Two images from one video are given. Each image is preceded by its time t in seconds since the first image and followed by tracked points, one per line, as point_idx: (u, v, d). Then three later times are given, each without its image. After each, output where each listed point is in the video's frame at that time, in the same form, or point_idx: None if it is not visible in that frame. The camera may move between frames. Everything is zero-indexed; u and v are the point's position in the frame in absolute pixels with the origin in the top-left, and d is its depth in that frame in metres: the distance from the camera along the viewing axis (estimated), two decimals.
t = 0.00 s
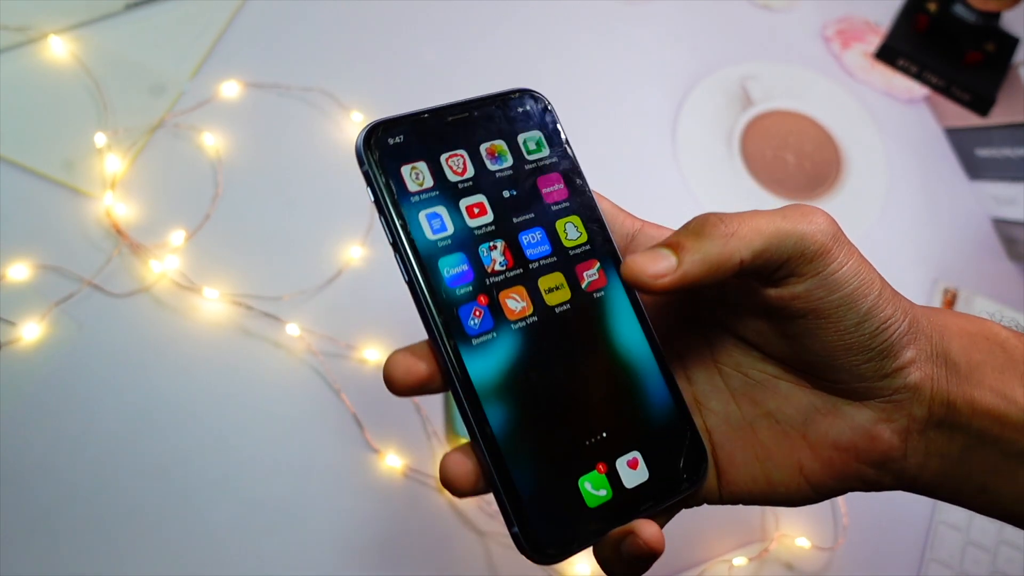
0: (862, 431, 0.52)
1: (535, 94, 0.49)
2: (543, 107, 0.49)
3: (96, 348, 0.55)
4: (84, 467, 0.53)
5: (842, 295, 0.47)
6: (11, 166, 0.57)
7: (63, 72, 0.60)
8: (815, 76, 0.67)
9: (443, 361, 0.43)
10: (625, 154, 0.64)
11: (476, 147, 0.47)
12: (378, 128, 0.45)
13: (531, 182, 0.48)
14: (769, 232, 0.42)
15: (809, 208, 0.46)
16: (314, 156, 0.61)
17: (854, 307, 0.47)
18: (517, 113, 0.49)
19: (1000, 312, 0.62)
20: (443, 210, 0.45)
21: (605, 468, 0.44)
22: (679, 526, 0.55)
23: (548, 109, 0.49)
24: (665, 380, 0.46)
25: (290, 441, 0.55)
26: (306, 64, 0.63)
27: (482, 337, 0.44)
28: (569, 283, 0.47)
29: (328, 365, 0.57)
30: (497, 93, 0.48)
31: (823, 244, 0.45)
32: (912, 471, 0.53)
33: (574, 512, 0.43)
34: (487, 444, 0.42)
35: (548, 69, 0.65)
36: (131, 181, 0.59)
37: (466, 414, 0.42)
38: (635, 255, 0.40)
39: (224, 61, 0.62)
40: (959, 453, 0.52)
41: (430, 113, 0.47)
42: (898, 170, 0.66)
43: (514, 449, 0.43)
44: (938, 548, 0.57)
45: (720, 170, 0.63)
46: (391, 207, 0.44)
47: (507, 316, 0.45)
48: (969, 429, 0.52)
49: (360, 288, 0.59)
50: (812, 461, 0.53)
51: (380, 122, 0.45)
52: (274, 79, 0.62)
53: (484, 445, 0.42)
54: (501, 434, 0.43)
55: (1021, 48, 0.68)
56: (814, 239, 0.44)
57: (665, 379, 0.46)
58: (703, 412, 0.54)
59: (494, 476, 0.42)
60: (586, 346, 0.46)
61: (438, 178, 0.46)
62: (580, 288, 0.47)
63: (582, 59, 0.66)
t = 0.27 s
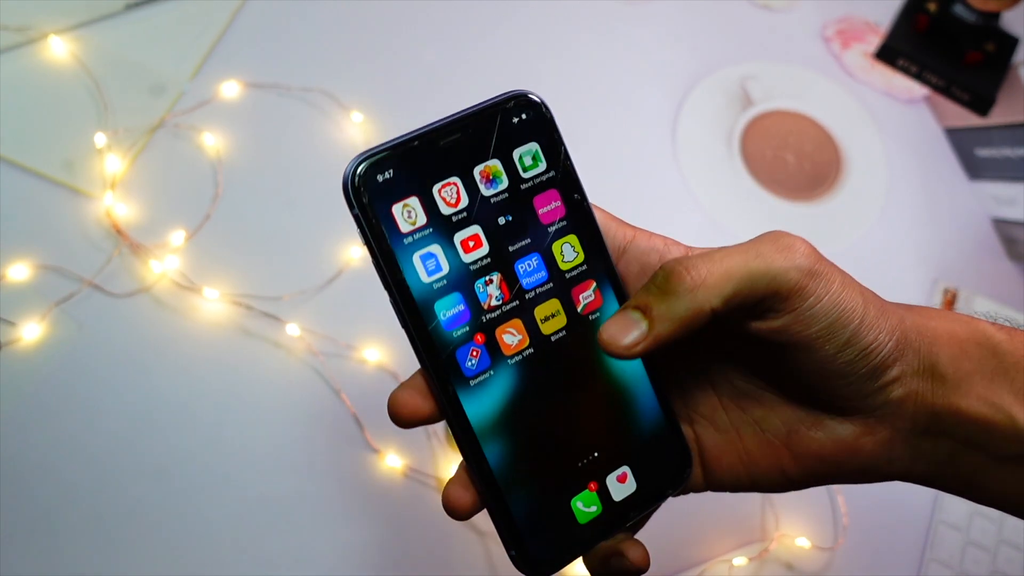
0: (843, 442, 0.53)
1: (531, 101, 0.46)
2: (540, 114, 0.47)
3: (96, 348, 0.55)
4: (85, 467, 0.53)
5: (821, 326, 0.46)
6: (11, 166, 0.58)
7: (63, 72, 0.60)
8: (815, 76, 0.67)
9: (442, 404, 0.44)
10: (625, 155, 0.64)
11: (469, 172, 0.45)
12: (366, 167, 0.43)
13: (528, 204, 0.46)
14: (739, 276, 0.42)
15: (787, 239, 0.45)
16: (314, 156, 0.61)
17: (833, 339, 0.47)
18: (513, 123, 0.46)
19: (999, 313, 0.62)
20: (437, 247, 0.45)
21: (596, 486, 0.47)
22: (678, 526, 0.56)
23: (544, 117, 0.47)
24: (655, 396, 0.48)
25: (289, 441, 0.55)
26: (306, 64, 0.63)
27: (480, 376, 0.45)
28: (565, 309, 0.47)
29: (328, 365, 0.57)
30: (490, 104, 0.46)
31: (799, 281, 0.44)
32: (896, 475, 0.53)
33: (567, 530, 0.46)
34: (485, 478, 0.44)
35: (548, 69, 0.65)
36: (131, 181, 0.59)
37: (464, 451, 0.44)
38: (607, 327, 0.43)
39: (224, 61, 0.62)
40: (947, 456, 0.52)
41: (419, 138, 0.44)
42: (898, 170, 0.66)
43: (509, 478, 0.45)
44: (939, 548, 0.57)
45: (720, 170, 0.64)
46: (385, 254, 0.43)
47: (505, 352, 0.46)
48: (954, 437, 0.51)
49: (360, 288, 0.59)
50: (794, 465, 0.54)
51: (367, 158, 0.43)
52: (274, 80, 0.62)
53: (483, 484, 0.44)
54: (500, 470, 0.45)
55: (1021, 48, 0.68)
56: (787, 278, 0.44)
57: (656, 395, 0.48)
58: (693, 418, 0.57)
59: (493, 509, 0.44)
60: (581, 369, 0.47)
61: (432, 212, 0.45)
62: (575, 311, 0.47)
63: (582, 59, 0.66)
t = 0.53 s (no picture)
0: (830, 442, 0.53)
1: (533, 108, 0.45)
2: (542, 122, 0.46)
3: (96, 348, 0.55)
4: (85, 467, 0.53)
5: (808, 335, 0.46)
6: (11, 166, 0.58)
7: (62, 72, 0.60)
8: (815, 76, 0.67)
9: (440, 414, 0.45)
10: (624, 155, 0.64)
11: (469, 183, 0.45)
12: (366, 183, 0.42)
13: (529, 213, 0.46)
14: (724, 287, 0.42)
15: (778, 248, 0.45)
16: (314, 156, 0.61)
17: (821, 346, 0.46)
18: (515, 132, 0.45)
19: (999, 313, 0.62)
20: (437, 260, 0.45)
21: (588, 484, 0.48)
22: (677, 525, 0.56)
23: (546, 123, 0.46)
24: (648, 396, 0.49)
25: (289, 441, 0.55)
26: (306, 64, 0.63)
27: (478, 387, 0.46)
28: (564, 316, 0.47)
29: (328, 365, 0.57)
30: (491, 113, 0.45)
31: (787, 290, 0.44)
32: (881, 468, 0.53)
33: (559, 527, 0.47)
34: (480, 483, 0.45)
35: (548, 69, 0.65)
36: (131, 181, 0.59)
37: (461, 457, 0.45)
38: (596, 335, 0.44)
39: (224, 62, 0.62)
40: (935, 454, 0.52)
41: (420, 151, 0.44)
42: (898, 170, 0.66)
43: (504, 481, 0.46)
44: (938, 548, 0.57)
45: (720, 170, 0.64)
46: (385, 270, 0.43)
47: (503, 362, 0.46)
48: (941, 439, 0.51)
49: (360, 287, 0.59)
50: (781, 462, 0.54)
51: (366, 173, 0.42)
52: (274, 80, 0.62)
53: (479, 487, 0.45)
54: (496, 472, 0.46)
55: (1021, 48, 0.68)
56: (774, 287, 0.44)
57: (650, 396, 0.49)
58: (683, 414, 0.57)
59: (487, 508, 0.45)
60: (577, 375, 0.48)
61: (432, 225, 0.44)
62: (574, 318, 0.47)
63: (582, 60, 0.66)
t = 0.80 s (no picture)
0: (820, 427, 0.54)
1: (529, 94, 0.45)
2: (538, 108, 0.45)
3: (96, 348, 0.56)
4: (85, 467, 0.53)
5: (798, 319, 0.47)
6: (11, 167, 0.58)
7: (62, 72, 0.60)
8: (815, 76, 0.67)
9: (433, 396, 0.45)
10: (624, 155, 0.64)
11: (464, 168, 0.45)
12: (360, 168, 0.43)
13: (523, 200, 0.46)
14: (717, 270, 0.43)
15: (771, 233, 0.46)
16: (314, 156, 0.61)
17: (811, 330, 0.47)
18: (510, 118, 0.45)
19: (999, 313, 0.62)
20: (431, 245, 0.45)
21: (581, 467, 0.48)
22: (677, 525, 0.56)
23: (542, 109, 0.45)
24: (642, 380, 0.49)
25: (289, 441, 0.55)
26: (306, 64, 0.63)
27: (471, 370, 0.46)
28: (557, 302, 0.47)
29: (328, 365, 0.57)
30: (486, 99, 0.44)
31: (777, 274, 0.45)
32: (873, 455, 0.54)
33: (551, 509, 0.47)
34: (473, 464, 0.46)
35: (548, 69, 0.65)
36: (131, 181, 0.59)
37: (454, 440, 0.46)
38: (589, 316, 0.45)
39: (224, 62, 0.62)
40: (925, 439, 0.52)
41: (416, 136, 0.44)
42: (898, 169, 0.66)
43: (497, 462, 0.46)
44: (938, 548, 0.57)
45: (719, 170, 0.64)
46: (379, 255, 0.43)
47: (497, 346, 0.46)
48: (931, 425, 0.51)
49: (359, 288, 0.59)
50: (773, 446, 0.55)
51: (360, 158, 0.43)
52: (274, 80, 0.62)
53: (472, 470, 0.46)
54: (489, 455, 0.46)
55: (1021, 48, 0.68)
56: (764, 271, 0.44)
57: (643, 380, 0.49)
58: (676, 399, 0.58)
59: (481, 491, 0.46)
60: (570, 359, 0.48)
61: (426, 210, 0.44)
62: (567, 303, 0.47)
63: (582, 60, 0.66)
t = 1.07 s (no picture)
0: (814, 404, 0.55)
1: (525, 71, 0.45)
2: (534, 84, 0.45)
3: (96, 348, 0.56)
4: (84, 467, 0.53)
5: (795, 295, 0.48)
6: (11, 167, 0.58)
7: (62, 72, 0.60)
8: (815, 76, 0.67)
9: (435, 374, 0.45)
10: (624, 155, 0.64)
11: (462, 145, 0.45)
12: (360, 143, 0.42)
13: (521, 176, 0.46)
14: (717, 249, 0.44)
15: (768, 212, 0.47)
16: (314, 156, 0.61)
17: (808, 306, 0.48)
18: (507, 94, 0.45)
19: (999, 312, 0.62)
20: (430, 222, 0.45)
21: (581, 445, 0.48)
22: (677, 525, 0.56)
23: (539, 86, 0.45)
24: (640, 357, 0.49)
25: (289, 441, 0.55)
26: (306, 64, 0.63)
27: (472, 348, 0.46)
28: (556, 279, 0.47)
29: (328, 365, 0.57)
30: (483, 75, 0.44)
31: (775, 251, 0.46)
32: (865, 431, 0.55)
33: (552, 487, 0.47)
34: (475, 444, 0.46)
35: (548, 68, 0.65)
36: (131, 181, 0.59)
37: (456, 419, 0.46)
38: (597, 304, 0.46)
39: (224, 62, 0.62)
40: (914, 416, 0.53)
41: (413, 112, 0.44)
42: (898, 169, 0.66)
43: (499, 442, 0.46)
44: (938, 547, 0.57)
45: (719, 170, 0.64)
46: (379, 232, 0.43)
47: (497, 323, 0.46)
48: (922, 399, 0.52)
49: (360, 288, 0.59)
50: (767, 422, 0.56)
51: (359, 134, 0.42)
52: (274, 80, 0.62)
53: (475, 450, 0.46)
54: (491, 435, 0.46)
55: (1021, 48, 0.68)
56: (763, 248, 0.45)
57: (640, 357, 0.49)
58: (673, 376, 0.58)
59: (483, 471, 0.46)
60: (569, 337, 0.48)
61: (425, 187, 0.44)
62: (565, 280, 0.48)
63: (582, 60, 0.66)
